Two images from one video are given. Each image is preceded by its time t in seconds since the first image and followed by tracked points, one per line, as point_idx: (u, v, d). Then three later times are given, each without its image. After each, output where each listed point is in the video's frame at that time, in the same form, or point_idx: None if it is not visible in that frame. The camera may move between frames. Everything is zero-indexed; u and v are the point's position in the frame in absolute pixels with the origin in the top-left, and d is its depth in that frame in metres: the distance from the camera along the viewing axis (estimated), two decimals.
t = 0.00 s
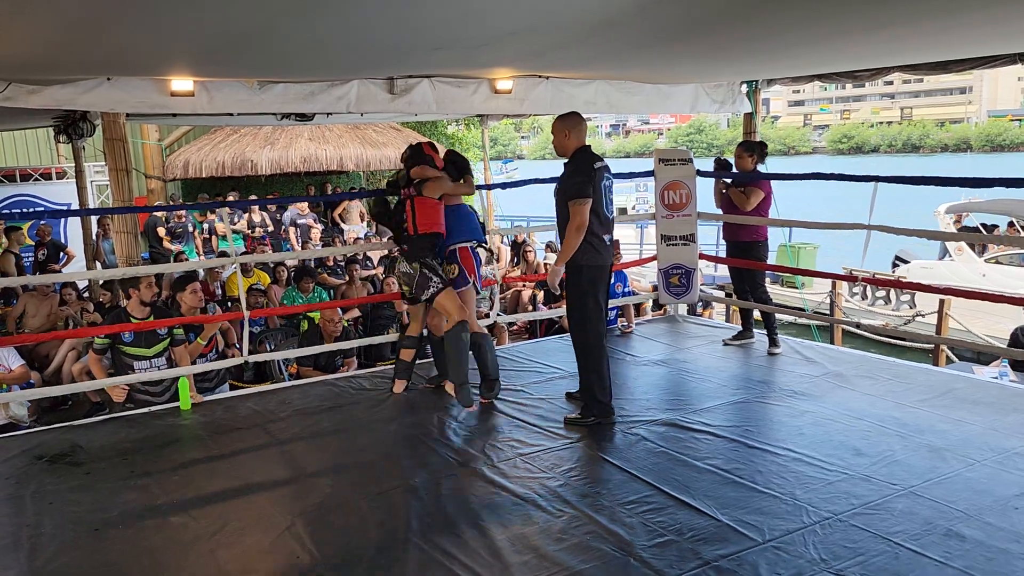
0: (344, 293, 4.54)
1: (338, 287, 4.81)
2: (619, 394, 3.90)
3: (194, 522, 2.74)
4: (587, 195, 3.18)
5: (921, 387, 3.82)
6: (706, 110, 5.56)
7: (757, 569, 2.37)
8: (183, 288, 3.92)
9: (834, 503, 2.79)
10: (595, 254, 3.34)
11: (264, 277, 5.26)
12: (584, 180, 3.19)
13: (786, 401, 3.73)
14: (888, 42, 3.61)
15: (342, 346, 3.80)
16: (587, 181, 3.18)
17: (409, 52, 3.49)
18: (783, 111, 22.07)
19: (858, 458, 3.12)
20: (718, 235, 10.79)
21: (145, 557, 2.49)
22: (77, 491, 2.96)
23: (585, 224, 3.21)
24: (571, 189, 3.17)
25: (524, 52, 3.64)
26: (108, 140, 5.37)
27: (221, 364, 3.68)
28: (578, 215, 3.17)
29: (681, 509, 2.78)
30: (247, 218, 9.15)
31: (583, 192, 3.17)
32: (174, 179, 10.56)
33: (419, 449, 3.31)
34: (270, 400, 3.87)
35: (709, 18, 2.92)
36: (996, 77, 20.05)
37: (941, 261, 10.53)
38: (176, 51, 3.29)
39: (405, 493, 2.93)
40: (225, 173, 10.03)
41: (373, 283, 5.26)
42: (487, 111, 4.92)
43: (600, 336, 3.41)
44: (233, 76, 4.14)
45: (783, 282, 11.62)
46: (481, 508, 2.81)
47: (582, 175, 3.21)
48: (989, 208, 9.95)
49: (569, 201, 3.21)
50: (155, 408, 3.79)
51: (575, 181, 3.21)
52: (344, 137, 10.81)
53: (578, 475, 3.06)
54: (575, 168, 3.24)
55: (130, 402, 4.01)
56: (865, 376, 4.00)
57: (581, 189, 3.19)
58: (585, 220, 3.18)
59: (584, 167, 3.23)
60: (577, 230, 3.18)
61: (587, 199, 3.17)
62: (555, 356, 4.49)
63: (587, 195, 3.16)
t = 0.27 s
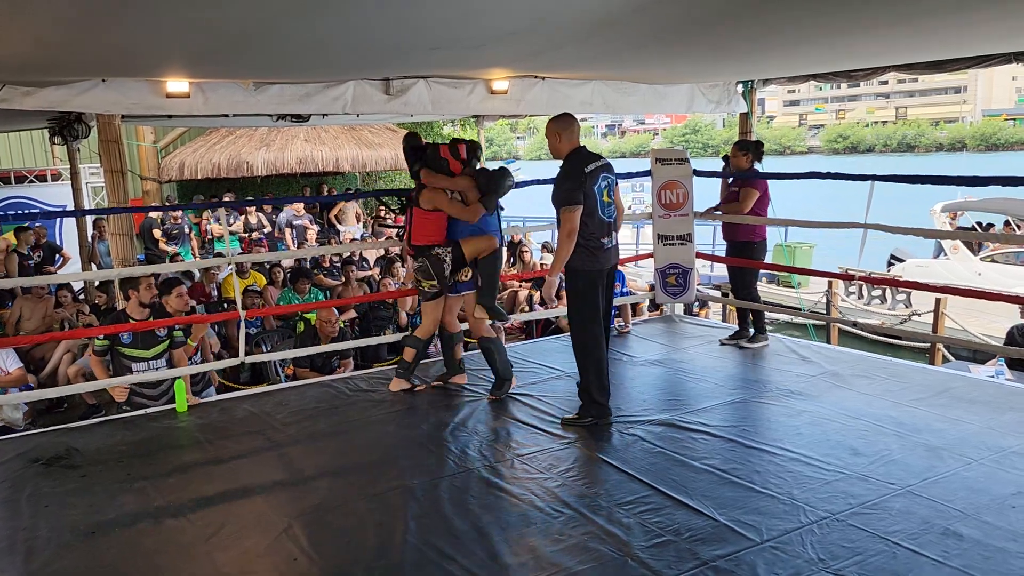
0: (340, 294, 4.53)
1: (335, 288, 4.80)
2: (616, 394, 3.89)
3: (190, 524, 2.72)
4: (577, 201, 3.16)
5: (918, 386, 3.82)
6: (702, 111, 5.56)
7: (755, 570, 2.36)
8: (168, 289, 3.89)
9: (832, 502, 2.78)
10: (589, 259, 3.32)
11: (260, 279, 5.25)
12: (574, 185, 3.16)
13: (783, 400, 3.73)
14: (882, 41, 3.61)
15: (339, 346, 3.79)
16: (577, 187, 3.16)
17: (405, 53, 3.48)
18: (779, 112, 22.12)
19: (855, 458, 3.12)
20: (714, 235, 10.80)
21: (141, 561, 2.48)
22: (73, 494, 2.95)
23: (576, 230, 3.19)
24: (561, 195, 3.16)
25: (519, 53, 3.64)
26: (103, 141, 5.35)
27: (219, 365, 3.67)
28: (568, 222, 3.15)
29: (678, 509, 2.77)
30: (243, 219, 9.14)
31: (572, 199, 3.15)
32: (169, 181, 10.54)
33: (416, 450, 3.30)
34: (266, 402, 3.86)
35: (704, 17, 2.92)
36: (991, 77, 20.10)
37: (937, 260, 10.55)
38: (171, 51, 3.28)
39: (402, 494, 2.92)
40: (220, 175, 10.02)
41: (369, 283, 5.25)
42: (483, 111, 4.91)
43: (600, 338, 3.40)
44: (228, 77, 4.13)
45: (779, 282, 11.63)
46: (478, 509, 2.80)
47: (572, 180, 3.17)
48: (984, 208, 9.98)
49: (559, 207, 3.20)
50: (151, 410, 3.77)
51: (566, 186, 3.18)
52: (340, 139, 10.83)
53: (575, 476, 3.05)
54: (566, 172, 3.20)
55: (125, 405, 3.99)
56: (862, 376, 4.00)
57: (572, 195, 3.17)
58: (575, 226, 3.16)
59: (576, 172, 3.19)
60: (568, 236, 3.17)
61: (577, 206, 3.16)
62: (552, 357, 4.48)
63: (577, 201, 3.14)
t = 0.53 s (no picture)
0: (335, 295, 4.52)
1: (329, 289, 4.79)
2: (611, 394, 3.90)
3: (183, 528, 2.71)
4: (574, 203, 3.17)
5: (912, 385, 3.83)
6: (696, 111, 5.57)
7: (750, 569, 2.36)
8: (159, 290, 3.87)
9: (826, 502, 2.79)
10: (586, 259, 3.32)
11: (254, 280, 5.24)
12: (571, 186, 3.17)
13: (777, 400, 3.73)
14: (876, 41, 3.62)
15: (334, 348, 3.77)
16: (575, 188, 3.17)
17: (399, 53, 3.48)
18: (772, 112, 22.18)
19: (850, 457, 3.13)
20: (709, 235, 10.82)
21: (134, 564, 2.47)
22: (66, 498, 2.93)
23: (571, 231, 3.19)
24: (559, 196, 3.17)
25: (514, 53, 3.64)
26: (95, 143, 5.33)
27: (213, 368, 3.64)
28: (563, 223, 3.16)
29: (673, 509, 2.77)
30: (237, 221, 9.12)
31: (568, 200, 3.16)
32: (163, 183, 10.50)
33: (411, 451, 3.29)
34: (260, 404, 3.85)
35: (698, 18, 2.92)
36: (983, 77, 20.20)
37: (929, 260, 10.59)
38: (163, 52, 3.27)
39: (397, 496, 2.91)
40: (214, 176, 9.99)
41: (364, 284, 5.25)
42: (478, 112, 4.92)
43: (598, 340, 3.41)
44: (221, 78, 4.12)
45: (773, 282, 11.66)
46: (474, 510, 2.80)
47: (570, 180, 3.18)
48: (977, 207, 10.02)
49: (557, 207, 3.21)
50: (145, 413, 3.75)
51: (564, 186, 3.18)
52: (334, 140, 10.91)
53: (570, 476, 3.05)
54: (566, 172, 3.21)
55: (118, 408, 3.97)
56: (856, 375, 4.01)
57: (570, 195, 3.17)
58: (570, 228, 3.17)
59: (575, 172, 3.20)
60: (561, 238, 3.17)
61: (574, 207, 3.17)
62: (547, 357, 4.48)
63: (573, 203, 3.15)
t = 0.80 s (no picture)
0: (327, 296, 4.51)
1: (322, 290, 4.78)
2: (604, 394, 3.90)
3: (176, 530, 2.70)
4: (589, 200, 3.14)
5: (903, 384, 3.85)
6: (688, 111, 5.58)
7: (743, 569, 2.37)
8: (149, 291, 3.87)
9: (818, 501, 2.80)
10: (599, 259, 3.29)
11: (247, 282, 5.23)
12: (586, 183, 3.15)
13: (770, 400, 3.75)
14: (866, 42, 3.64)
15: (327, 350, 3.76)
16: (590, 185, 3.15)
17: (390, 55, 3.48)
18: (764, 112, 22.23)
19: (841, 456, 3.14)
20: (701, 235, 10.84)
21: (127, 567, 2.46)
22: (58, 501, 2.92)
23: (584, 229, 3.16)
24: (574, 193, 3.14)
25: (506, 55, 3.64)
26: (86, 144, 5.30)
27: (205, 369, 3.64)
28: (577, 220, 3.13)
29: (666, 509, 2.78)
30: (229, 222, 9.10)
31: (584, 198, 3.13)
32: (154, 184, 10.46)
33: (404, 452, 3.29)
34: (253, 406, 3.84)
35: (690, 19, 2.93)
36: (974, 77, 20.30)
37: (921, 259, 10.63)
38: (154, 54, 3.26)
39: (390, 497, 2.91)
40: (206, 177, 9.96)
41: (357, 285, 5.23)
42: (470, 113, 4.92)
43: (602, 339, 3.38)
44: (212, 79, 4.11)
45: (766, 282, 11.68)
46: (467, 511, 2.80)
47: (587, 179, 3.16)
48: (968, 206, 10.06)
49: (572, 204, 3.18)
50: (137, 415, 3.74)
51: (580, 184, 3.16)
52: (326, 141, 10.88)
53: (564, 477, 3.05)
54: (583, 170, 3.18)
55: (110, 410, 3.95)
56: (848, 374, 4.03)
57: (585, 194, 3.15)
58: (583, 225, 3.14)
59: (591, 170, 3.18)
60: (573, 234, 3.13)
61: (588, 204, 3.14)
62: (541, 358, 4.49)
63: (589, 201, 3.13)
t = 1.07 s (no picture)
0: (317, 297, 4.49)
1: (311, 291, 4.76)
2: (594, 394, 3.90)
3: (165, 533, 2.69)
4: (613, 200, 3.12)
5: (892, 383, 3.87)
6: (677, 112, 5.60)
7: (733, 568, 2.38)
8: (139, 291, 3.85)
9: (807, 500, 2.81)
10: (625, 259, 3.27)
11: (236, 283, 5.20)
12: (612, 181, 3.14)
13: (759, 399, 3.76)
14: (853, 43, 3.66)
15: (317, 351, 3.75)
16: (615, 184, 3.14)
17: (379, 55, 3.47)
18: (753, 113, 22.31)
19: (831, 455, 3.15)
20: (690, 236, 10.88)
21: (115, 570, 2.45)
22: (45, 504, 2.90)
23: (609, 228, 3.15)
24: (600, 191, 3.13)
25: (495, 56, 3.64)
26: (73, 145, 5.27)
27: (195, 371, 3.63)
28: (603, 218, 3.11)
29: (657, 508, 2.79)
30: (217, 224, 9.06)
31: (609, 195, 3.12)
32: (142, 185, 10.42)
33: (395, 453, 3.28)
34: (242, 408, 3.82)
35: (679, 20, 2.94)
36: (960, 78, 20.45)
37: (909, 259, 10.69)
38: (141, 55, 3.24)
39: (381, 498, 2.91)
40: (194, 179, 9.92)
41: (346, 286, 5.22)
42: (460, 114, 4.92)
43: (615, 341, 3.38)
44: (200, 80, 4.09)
45: (755, 282, 11.72)
46: (458, 512, 2.79)
47: (611, 177, 3.15)
48: (955, 206, 10.14)
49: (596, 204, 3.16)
50: (125, 417, 3.72)
51: (603, 184, 3.15)
52: (316, 142, 10.85)
53: (555, 477, 3.05)
54: (606, 170, 3.18)
55: (98, 413, 3.93)
56: (837, 373, 4.05)
57: (609, 193, 3.13)
58: (608, 225, 3.12)
59: (615, 168, 3.18)
60: (597, 234, 3.13)
61: (613, 203, 3.12)
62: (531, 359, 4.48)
63: (613, 198, 3.12)
